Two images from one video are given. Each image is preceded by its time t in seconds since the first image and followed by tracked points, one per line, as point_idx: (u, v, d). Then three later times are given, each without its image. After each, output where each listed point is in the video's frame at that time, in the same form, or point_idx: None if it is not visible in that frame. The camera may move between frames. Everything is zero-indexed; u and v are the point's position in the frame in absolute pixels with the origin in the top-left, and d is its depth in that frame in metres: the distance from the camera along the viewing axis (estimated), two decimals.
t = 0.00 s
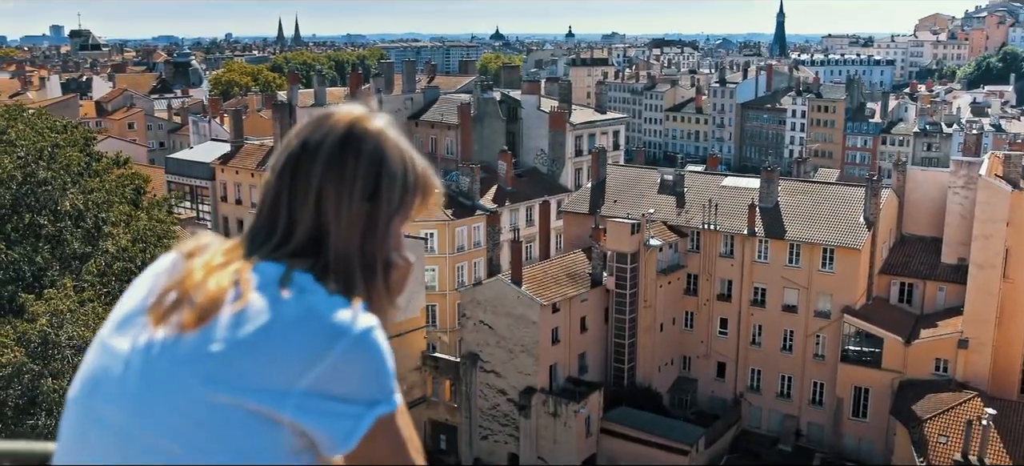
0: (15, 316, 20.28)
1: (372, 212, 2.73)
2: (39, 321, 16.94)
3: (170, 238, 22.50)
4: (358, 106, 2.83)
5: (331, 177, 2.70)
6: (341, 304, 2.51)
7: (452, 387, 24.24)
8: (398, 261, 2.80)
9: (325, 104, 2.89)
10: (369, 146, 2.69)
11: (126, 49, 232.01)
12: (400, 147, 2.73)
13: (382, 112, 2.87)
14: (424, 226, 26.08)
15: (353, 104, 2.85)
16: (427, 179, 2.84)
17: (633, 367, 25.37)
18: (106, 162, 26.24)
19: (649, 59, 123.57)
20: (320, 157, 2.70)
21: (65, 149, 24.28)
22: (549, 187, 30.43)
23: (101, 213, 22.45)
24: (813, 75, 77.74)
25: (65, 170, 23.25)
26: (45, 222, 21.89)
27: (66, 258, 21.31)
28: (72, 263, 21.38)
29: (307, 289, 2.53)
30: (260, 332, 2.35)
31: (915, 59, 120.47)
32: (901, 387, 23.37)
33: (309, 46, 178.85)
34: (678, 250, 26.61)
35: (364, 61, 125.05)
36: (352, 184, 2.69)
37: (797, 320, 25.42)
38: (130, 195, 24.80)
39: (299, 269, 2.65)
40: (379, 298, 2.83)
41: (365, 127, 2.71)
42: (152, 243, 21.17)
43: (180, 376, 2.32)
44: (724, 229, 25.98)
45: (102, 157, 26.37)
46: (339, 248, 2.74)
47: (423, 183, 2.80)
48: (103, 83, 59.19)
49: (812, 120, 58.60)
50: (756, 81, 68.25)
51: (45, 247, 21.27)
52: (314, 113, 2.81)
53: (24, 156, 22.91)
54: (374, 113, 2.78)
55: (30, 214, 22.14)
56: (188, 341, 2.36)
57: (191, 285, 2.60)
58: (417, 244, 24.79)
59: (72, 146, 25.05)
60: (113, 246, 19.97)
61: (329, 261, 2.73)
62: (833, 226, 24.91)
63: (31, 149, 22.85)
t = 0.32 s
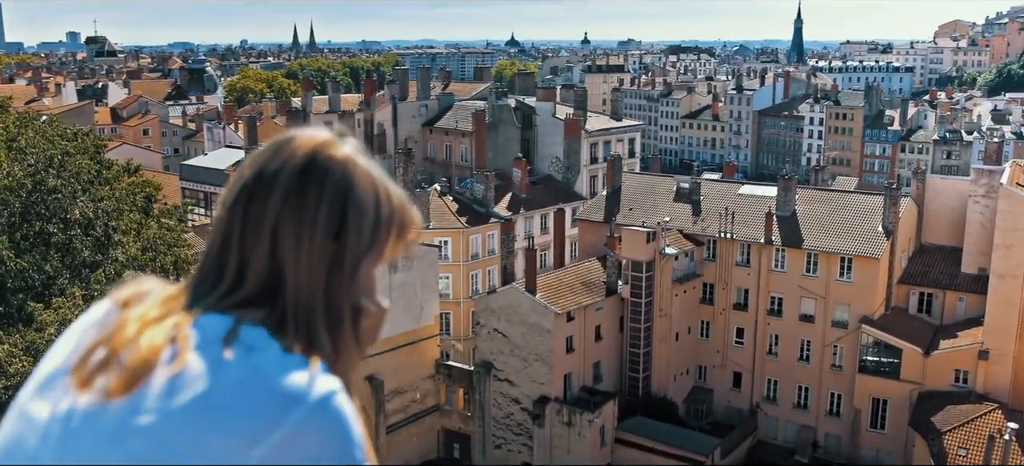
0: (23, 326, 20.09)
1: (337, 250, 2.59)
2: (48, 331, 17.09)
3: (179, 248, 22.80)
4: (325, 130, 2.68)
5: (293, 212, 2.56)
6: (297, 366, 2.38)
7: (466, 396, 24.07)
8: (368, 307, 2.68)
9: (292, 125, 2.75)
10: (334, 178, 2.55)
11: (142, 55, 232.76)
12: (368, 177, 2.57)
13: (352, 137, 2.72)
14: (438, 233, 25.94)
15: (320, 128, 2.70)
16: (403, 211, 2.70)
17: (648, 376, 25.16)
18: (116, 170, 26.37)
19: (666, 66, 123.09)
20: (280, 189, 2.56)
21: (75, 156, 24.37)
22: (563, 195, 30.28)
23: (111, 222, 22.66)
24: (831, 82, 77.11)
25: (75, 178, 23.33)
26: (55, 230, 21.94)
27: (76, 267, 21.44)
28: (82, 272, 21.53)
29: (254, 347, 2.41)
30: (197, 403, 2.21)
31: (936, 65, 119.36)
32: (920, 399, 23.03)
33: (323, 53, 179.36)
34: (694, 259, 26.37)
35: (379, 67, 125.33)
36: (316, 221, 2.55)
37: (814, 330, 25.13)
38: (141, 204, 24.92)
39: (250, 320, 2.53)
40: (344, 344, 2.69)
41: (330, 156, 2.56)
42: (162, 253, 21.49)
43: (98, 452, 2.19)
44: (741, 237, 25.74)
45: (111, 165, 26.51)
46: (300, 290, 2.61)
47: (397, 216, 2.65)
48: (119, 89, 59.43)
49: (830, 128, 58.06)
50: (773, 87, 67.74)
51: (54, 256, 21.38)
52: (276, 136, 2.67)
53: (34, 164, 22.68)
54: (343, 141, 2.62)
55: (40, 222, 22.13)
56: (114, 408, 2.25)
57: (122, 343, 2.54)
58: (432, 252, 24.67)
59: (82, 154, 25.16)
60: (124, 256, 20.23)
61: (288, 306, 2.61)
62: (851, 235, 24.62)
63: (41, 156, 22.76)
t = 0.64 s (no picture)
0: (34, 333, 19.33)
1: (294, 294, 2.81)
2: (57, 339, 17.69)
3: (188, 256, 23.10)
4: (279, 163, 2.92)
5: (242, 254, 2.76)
6: (241, 437, 2.55)
7: (480, 404, 23.64)
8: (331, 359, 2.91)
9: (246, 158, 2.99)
10: (288, 216, 2.78)
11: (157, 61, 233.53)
12: (323, 211, 2.82)
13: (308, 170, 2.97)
14: (452, 240, 25.85)
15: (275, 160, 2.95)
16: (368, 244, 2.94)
17: (663, 385, 24.96)
18: (127, 177, 26.67)
19: (681, 73, 122.53)
20: (228, 231, 2.77)
21: (85, 164, 24.56)
22: (578, 202, 30.22)
23: (121, 230, 22.88)
24: (850, 89, 76.55)
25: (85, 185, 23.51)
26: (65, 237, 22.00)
27: (86, 274, 21.68)
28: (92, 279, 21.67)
29: (190, 418, 2.53)
30: None
31: (955, 72, 118.30)
32: (939, 409, 22.67)
33: (338, 59, 179.80)
34: (710, 267, 26.16)
35: (392, 73, 125.27)
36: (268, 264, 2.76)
37: (832, 340, 24.86)
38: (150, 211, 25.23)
39: (193, 378, 2.69)
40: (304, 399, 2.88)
41: (285, 188, 2.81)
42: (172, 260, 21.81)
43: None
44: (758, 245, 25.51)
45: (121, 172, 26.68)
46: (252, 338, 2.80)
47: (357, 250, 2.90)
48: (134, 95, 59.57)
49: (848, 135, 57.59)
50: (791, 94, 67.26)
51: (65, 263, 21.45)
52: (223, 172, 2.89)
53: (45, 171, 22.89)
54: (300, 174, 2.88)
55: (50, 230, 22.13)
56: None
57: (42, 410, 2.82)
58: (446, 259, 24.60)
59: (92, 162, 25.35)
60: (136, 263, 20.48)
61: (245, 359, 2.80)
62: (869, 244, 24.36)
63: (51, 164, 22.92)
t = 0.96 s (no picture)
0: (45, 341, 19.23)
1: (244, 335, 2.96)
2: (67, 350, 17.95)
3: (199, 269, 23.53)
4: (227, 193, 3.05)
5: (183, 296, 2.92)
6: None
7: (494, 412, 23.95)
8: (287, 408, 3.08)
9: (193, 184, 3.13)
10: (235, 254, 2.92)
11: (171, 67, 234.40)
12: (272, 249, 2.95)
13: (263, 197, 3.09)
14: (467, 247, 25.75)
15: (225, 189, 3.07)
16: (325, 274, 3.07)
17: (679, 395, 24.75)
18: (139, 184, 26.84)
19: (699, 80, 121.98)
20: (166, 272, 2.92)
21: (96, 172, 24.57)
22: (593, 208, 30.17)
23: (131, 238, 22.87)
24: (868, 96, 76.02)
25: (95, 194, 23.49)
26: (76, 246, 21.99)
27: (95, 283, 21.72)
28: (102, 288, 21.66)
29: None
30: None
31: (976, 79, 117.07)
32: (958, 421, 22.31)
33: (353, 66, 180.52)
34: (727, 275, 25.93)
35: (408, 80, 125.51)
36: (208, 309, 2.92)
37: (849, 350, 24.58)
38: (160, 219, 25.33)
39: (125, 440, 2.90)
40: (259, 454, 3.07)
41: (230, 222, 2.96)
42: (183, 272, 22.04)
43: None
44: (775, 254, 25.27)
45: (131, 180, 26.65)
46: (197, 383, 2.96)
47: (313, 280, 3.03)
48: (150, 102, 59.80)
49: (867, 142, 57.08)
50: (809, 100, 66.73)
51: (76, 271, 21.42)
52: (165, 204, 3.04)
53: (57, 178, 22.84)
54: (244, 205, 3.02)
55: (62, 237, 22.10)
56: None
57: None
58: (460, 266, 24.55)
59: (103, 171, 25.35)
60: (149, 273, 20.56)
61: (189, 408, 2.98)
62: (888, 252, 24.06)
63: (64, 172, 22.91)
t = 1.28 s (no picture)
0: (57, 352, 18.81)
1: (174, 384, 3.10)
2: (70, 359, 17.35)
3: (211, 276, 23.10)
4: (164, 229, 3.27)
5: (103, 339, 3.08)
6: None
7: (507, 421, 24.13)
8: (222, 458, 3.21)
9: (127, 221, 3.34)
10: (165, 299, 3.10)
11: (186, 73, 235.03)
12: (207, 292, 3.14)
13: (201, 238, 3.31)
14: (481, 256, 25.63)
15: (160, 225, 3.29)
16: (263, 320, 3.24)
17: (695, 405, 24.55)
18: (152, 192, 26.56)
19: (716, 87, 121.60)
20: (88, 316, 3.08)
21: (109, 180, 24.30)
22: (608, 217, 30.00)
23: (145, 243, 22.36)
24: (886, 103, 75.48)
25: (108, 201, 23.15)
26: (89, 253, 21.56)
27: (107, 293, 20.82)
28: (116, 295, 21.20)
29: None
30: None
31: (996, 86, 115.97)
32: (978, 434, 22.01)
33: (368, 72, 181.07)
34: (743, 285, 25.71)
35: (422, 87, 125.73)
36: (133, 353, 3.07)
37: (867, 361, 24.29)
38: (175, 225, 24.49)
39: None
40: None
41: (159, 266, 3.15)
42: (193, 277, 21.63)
43: None
44: (792, 263, 25.02)
45: (145, 188, 26.38)
46: (125, 433, 3.09)
47: (253, 324, 3.19)
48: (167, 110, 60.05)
49: (885, 151, 56.62)
50: (827, 108, 65.92)
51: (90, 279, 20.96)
52: (97, 244, 3.23)
53: (68, 186, 22.58)
54: (174, 251, 3.21)
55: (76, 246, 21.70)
56: None
57: None
58: (474, 275, 24.42)
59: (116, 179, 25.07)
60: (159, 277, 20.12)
61: (117, 456, 3.12)
62: (907, 262, 23.77)
63: (74, 180, 22.66)
